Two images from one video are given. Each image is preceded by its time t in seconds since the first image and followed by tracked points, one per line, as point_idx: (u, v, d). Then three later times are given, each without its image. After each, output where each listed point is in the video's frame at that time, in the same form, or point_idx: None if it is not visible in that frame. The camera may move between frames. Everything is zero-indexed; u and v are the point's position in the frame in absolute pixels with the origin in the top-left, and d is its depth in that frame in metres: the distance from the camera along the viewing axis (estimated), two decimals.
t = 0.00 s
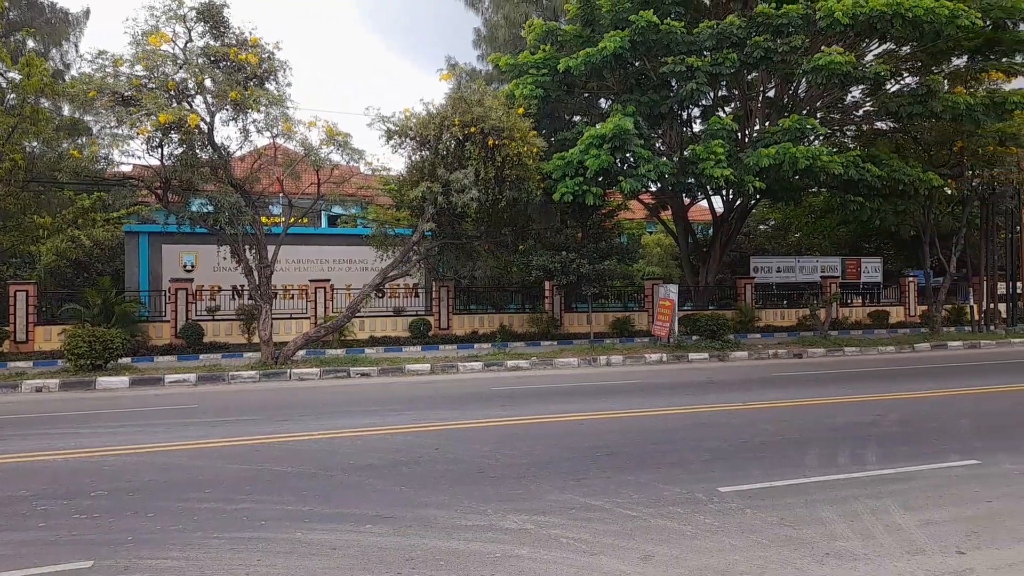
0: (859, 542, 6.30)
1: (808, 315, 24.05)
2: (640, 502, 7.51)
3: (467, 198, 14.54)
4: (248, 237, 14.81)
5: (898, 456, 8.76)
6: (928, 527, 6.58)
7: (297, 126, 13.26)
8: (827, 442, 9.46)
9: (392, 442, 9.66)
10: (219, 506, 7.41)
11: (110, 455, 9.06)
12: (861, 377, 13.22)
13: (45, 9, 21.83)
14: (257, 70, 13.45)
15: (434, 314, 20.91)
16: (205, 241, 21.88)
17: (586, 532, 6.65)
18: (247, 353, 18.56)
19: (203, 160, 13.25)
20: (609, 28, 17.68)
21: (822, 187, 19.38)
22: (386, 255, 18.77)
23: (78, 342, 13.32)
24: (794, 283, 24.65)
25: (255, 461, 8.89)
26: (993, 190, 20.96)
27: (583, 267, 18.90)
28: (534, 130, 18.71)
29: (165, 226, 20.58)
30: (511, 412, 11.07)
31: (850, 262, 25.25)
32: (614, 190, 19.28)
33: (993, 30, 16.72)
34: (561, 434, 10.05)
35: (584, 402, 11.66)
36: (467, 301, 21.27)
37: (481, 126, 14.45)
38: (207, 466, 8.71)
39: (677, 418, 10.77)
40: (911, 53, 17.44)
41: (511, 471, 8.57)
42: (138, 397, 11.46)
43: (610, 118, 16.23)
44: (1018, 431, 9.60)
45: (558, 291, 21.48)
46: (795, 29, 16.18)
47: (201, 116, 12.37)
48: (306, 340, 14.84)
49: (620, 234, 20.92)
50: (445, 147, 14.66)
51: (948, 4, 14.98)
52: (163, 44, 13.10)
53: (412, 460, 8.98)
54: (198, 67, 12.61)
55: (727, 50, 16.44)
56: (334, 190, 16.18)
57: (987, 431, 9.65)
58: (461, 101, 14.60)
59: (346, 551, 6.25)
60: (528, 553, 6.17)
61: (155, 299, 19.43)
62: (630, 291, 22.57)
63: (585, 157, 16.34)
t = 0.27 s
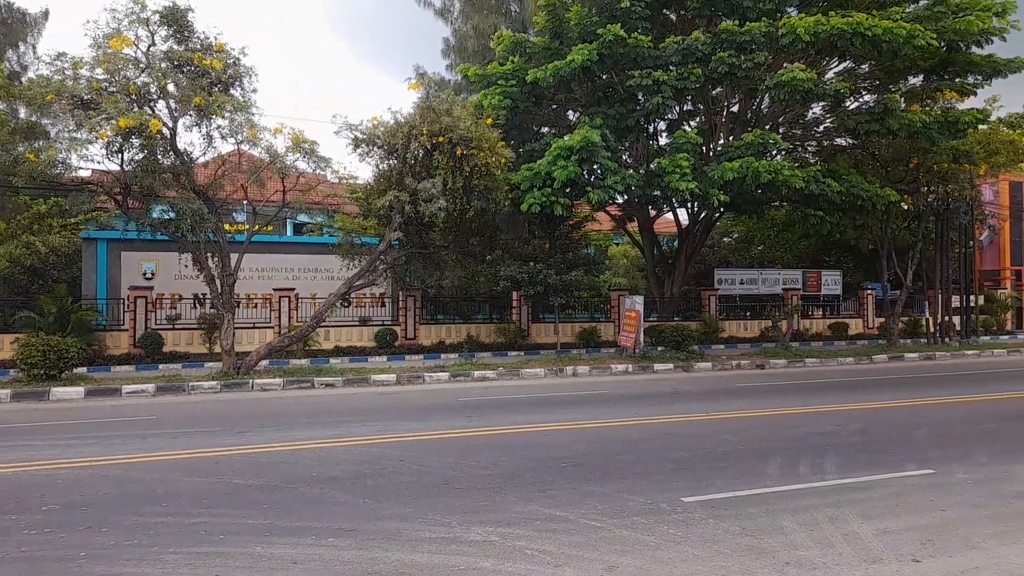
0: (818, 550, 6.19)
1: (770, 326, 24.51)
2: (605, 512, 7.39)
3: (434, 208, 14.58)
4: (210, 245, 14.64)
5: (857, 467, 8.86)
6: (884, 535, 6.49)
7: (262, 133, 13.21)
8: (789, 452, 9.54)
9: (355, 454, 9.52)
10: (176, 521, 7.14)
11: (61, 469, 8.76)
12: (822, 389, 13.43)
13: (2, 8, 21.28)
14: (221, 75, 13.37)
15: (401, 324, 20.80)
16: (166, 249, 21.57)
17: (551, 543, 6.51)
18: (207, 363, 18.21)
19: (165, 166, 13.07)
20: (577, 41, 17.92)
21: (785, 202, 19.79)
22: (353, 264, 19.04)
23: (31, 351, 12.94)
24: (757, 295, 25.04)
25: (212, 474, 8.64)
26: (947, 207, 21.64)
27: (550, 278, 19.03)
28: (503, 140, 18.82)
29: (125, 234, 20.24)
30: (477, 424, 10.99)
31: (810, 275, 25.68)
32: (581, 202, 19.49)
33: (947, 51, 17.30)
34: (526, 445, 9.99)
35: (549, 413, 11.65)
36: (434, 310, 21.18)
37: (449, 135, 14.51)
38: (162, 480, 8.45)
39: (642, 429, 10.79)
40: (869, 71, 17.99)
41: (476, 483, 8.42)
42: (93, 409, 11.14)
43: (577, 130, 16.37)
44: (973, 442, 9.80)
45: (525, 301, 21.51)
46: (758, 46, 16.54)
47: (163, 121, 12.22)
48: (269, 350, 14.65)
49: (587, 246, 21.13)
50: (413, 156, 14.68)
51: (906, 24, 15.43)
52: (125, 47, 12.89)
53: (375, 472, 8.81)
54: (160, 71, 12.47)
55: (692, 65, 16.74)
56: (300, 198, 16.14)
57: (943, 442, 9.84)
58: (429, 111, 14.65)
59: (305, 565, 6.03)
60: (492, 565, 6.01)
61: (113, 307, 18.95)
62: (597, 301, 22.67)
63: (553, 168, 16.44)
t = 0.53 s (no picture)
0: (792, 550, 6.19)
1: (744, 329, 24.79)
2: (582, 514, 7.28)
3: (410, 212, 14.60)
4: (183, 249, 14.54)
5: (830, 466, 8.95)
6: (857, 535, 6.52)
7: (235, 136, 13.29)
8: (763, 453, 9.62)
9: (329, 460, 9.42)
10: (145, 529, 6.88)
11: (26, 478, 8.55)
12: (795, 390, 13.59)
13: None
14: (193, 78, 13.40)
15: (377, 328, 20.72)
16: (138, 253, 21.29)
17: (529, 547, 6.37)
18: (179, 368, 17.97)
19: (136, 169, 12.94)
20: (553, 46, 18.06)
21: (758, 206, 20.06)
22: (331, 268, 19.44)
23: None
24: (731, 298, 25.32)
25: (183, 482, 8.45)
26: (915, 211, 22.09)
27: (527, 282, 19.11)
28: (479, 144, 18.86)
29: (95, 238, 19.97)
30: (453, 428, 10.95)
31: (783, 278, 25.98)
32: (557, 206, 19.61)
33: (914, 59, 17.67)
34: (503, 449, 9.95)
35: (526, 416, 11.64)
36: (410, 314, 21.13)
37: (425, 139, 14.55)
38: (130, 488, 8.27)
39: (619, 432, 10.81)
40: (840, 77, 18.34)
41: (453, 487, 8.30)
42: (60, 417, 10.92)
43: (553, 134, 16.42)
44: (941, 441, 9.97)
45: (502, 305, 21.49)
46: (731, 52, 16.75)
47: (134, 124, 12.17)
48: (243, 355, 14.54)
49: (563, 249, 21.26)
50: (388, 160, 14.68)
51: (874, 31, 15.73)
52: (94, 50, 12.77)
53: (349, 477, 8.68)
54: (130, 74, 12.39)
55: (667, 70, 16.90)
56: (274, 202, 16.09)
57: (913, 441, 9.99)
58: (405, 115, 14.63)
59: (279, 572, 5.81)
60: (469, 569, 5.85)
61: (82, 313, 18.68)
62: (574, 305, 22.64)
63: (529, 172, 16.46)
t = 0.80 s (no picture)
0: (759, 547, 6.26)
1: (716, 328, 25.08)
2: (554, 514, 7.28)
3: (384, 210, 14.54)
4: (151, 246, 14.35)
5: (797, 465, 9.10)
6: (824, 532, 6.61)
7: (206, 132, 13.24)
8: (733, 452, 9.73)
9: (300, 461, 9.33)
10: (110, 531, 6.71)
11: None
12: (765, 389, 13.78)
13: None
14: (162, 72, 13.34)
15: (350, 327, 20.59)
16: (105, 250, 21.05)
17: (501, 547, 6.33)
18: (147, 368, 17.68)
19: (103, 165, 12.80)
20: (528, 46, 18.13)
21: (730, 207, 20.30)
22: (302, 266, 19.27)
23: None
24: (703, 298, 25.59)
25: (150, 483, 8.29)
26: (882, 213, 22.51)
27: (501, 281, 19.14)
28: (454, 143, 18.85)
29: (60, 235, 19.71)
30: (426, 428, 10.93)
31: (754, 278, 26.48)
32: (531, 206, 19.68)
33: (883, 64, 18.00)
34: (475, 449, 9.94)
35: (499, 416, 11.66)
36: (383, 313, 21.03)
37: (399, 137, 14.52)
38: (95, 489, 8.09)
39: (591, 432, 10.87)
40: (810, 81, 18.62)
41: (425, 487, 8.25)
42: (23, 417, 10.67)
43: (527, 134, 16.47)
44: (905, 440, 10.17)
45: (477, 304, 21.51)
46: (704, 55, 16.92)
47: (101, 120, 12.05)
48: (212, 354, 14.36)
49: (538, 249, 21.33)
50: (362, 157, 14.62)
51: (844, 36, 16.01)
52: (59, 43, 12.58)
53: (320, 478, 8.59)
54: (97, 67, 12.25)
55: (641, 72, 17.00)
56: (245, 199, 15.95)
57: (878, 440, 10.18)
58: (379, 112, 14.61)
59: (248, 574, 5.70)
60: (440, 569, 5.80)
61: (47, 310, 18.34)
62: (547, 304, 22.79)
63: (504, 172, 16.46)
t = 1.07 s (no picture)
0: (734, 541, 6.32)
1: (693, 324, 25.30)
2: (531, 509, 7.29)
3: (362, 204, 14.48)
4: (124, 240, 14.15)
5: (772, 459, 9.20)
6: (798, 525, 6.68)
7: (180, 124, 13.10)
8: (709, 447, 9.82)
9: (276, 457, 9.25)
10: (81, 529, 6.60)
11: None
12: (740, 385, 13.94)
13: None
14: (135, 63, 13.17)
15: (327, 323, 20.46)
16: (76, 244, 20.90)
17: (477, 542, 6.33)
18: (119, 363, 17.43)
19: (74, 157, 12.62)
20: (508, 41, 18.12)
21: (707, 204, 20.47)
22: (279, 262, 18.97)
23: None
24: (681, 295, 25.80)
25: (122, 480, 8.17)
26: (856, 211, 22.85)
27: (480, 277, 19.16)
28: (433, 137, 18.81)
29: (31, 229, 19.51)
30: (403, 424, 10.90)
31: (732, 275, 26.75)
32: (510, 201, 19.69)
33: (857, 63, 18.24)
34: (453, 444, 9.93)
35: (477, 411, 11.66)
36: (362, 309, 20.90)
37: (378, 131, 14.48)
38: (66, 486, 7.95)
39: (569, 427, 10.91)
40: (787, 79, 18.82)
41: (402, 483, 8.22)
42: None
43: (506, 129, 16.50)
44: (877, 434, 10.34)
45: (455, 300, 21.48)
46: (682, 52, 17.02)
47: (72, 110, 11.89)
48: (187, 349, 14.21)
49: (517, 244, 21.36)
50: (340, 151, 14.56)
51: (820, 36, 16.21)
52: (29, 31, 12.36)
53: (296, 474, 8.52)
54: (69, 57, 12.08)
55: (620, 69, 17.07)
56: (220, 192, 15.78)
57: (850, 434, 10.33)
58: (357, 106, 14.61)
59: (222, 571, 5.64)
60: (417, 565, 5.78)
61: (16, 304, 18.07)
62: (526, 300, 22.86)
63: (483, 167, 16.45)
